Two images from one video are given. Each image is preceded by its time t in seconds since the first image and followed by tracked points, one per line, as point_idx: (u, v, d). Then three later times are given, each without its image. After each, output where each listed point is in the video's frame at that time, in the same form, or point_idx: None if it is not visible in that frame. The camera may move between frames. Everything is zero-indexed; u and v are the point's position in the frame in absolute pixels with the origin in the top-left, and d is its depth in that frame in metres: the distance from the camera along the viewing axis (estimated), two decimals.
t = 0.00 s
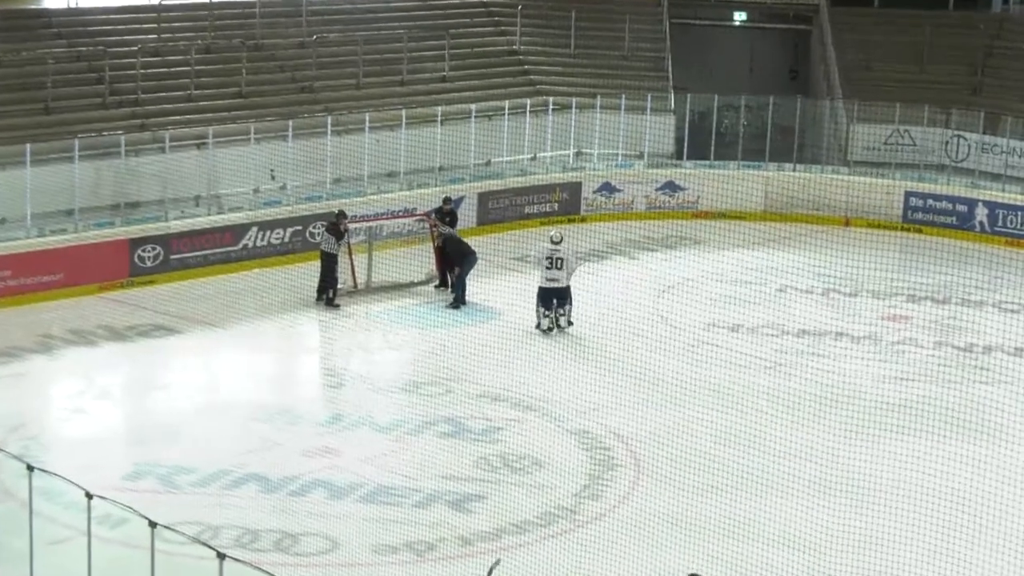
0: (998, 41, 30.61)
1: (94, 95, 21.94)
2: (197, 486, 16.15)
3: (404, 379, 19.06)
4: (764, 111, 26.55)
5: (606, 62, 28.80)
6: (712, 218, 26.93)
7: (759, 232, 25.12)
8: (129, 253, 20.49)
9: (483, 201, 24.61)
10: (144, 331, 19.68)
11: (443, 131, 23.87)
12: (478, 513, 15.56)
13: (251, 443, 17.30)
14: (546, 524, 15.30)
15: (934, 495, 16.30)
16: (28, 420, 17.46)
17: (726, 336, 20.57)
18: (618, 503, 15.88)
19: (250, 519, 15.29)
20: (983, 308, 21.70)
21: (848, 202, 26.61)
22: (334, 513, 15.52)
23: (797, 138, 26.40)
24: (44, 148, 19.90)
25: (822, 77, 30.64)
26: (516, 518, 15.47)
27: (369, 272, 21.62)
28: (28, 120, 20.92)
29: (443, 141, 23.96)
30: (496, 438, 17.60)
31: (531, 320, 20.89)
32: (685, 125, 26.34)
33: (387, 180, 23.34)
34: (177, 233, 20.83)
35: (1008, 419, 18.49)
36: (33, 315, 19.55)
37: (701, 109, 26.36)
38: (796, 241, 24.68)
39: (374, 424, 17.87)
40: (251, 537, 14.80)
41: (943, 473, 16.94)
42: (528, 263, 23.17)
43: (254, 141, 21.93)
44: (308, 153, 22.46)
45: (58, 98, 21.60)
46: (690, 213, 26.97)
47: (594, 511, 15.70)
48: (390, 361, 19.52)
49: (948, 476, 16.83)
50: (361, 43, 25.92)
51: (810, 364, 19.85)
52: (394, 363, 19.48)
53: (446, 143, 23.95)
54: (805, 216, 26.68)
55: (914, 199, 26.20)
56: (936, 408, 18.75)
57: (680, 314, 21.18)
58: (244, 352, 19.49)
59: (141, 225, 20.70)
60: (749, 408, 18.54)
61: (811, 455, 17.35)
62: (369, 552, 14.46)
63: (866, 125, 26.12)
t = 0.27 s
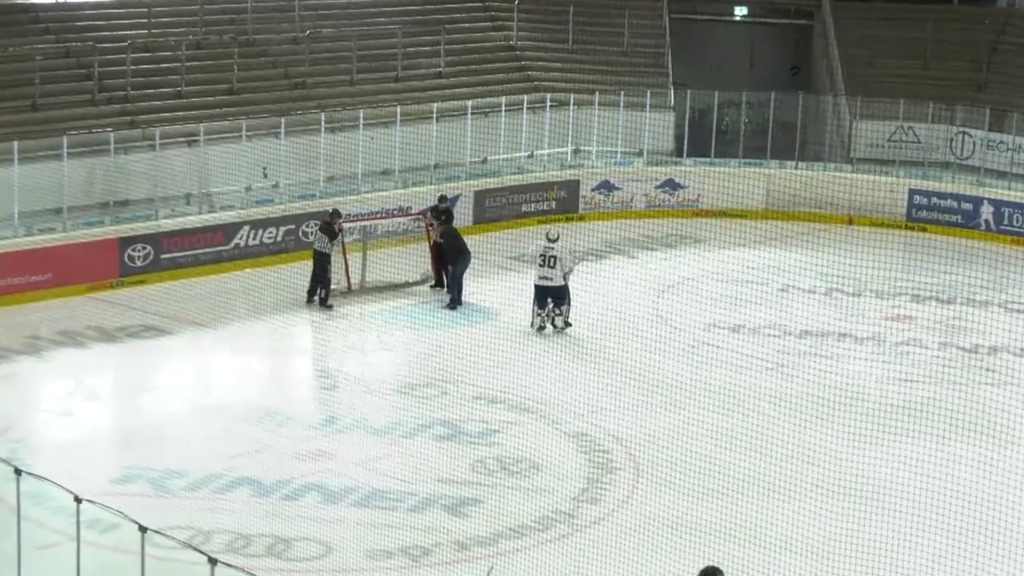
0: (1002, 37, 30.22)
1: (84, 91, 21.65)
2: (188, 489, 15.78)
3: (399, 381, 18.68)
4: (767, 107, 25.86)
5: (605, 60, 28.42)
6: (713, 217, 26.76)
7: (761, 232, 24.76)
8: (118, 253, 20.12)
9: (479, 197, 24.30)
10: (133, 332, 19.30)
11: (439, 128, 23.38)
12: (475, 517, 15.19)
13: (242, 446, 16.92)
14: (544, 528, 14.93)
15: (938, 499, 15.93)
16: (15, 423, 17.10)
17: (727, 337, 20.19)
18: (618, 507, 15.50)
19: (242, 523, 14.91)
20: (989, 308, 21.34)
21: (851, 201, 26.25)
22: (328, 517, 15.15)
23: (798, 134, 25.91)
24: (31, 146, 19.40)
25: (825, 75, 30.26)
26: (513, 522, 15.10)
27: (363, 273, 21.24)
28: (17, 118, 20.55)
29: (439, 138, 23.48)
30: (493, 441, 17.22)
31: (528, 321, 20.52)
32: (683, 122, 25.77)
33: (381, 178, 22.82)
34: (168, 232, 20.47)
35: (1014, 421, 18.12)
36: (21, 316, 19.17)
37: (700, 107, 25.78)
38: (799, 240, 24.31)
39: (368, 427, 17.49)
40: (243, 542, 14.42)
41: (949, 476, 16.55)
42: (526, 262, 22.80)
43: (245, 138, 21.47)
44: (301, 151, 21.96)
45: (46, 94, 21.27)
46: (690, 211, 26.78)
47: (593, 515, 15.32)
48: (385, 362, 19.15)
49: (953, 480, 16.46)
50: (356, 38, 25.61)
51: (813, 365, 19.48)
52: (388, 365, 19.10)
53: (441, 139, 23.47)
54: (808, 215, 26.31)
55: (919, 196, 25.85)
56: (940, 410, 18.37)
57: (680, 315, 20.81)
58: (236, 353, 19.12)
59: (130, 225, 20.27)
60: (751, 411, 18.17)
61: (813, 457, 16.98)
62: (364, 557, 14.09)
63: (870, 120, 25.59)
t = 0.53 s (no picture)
0: (1011, 35, 29.86)
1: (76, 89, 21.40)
2: (184, 495, 15.44)
3: (397, 385, 18.33)
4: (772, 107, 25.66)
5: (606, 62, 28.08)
6: (716, 217, 26.32)
7: (766, 232, 24.41)
8: (111, 253, 19.78)
9: (479, 198, 23.93)
10: (127, 335, 18.96)
11: (438, 127, 22.87)
12: (475, 523, 14.83)
13: (237, 451, 16.57)
14: (544, 535, 14.58)
15: (947, 505, 15.58)
16: (7, 427, 16.78)
17: (731, 340, 19.83)
18: (620, 514, 15.15)
19: (237, 529, 14.57)
20: (997, 310, 20.99)
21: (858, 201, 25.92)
22: (325, 523, 14.80)
23: (804, 132, 25.69)
24: (23, 145, 18.89)
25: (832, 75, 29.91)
26: (514, 528, 14.74)
27: (362, 275, 20.88)
28: (8, 118, 20.22)
29: (437, 138, 22.98)
30: (493, 445, 16.87)
31: (529, 323, 20.17)
32: (689, 120, 25.30)
33: (379, 178, 22.37)
34: (162, 232, 20.12)
35: None
36: (13, 319, 18.83)
37: (705, 105, 25.27)
38: (805, 241, 23.95)
39: (367, 431, 17.14)
40: (239, 548, 14.07)
41: (958, 482, 16.19)
42: (528, 263, 22.45)
43: (241, 137, 20.98)
44: (297, 150, 21.54)
45: (38, 92, 20.99)
46: (694, 212, 26.35)
47: (595, 521, 14.96)
48: (383, 365, 18.80)
49: (962, 485, 16.10)
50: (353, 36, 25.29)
51: (819, 369, 19.12)
52: (387, 368, 18.74)
53: (441, 139, 22.97)
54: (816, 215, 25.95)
55: (926, 197, 25.39)
56: (948, 414, 18.01)
57: (684, 318, 20.45)
58: (232, 356, 18.77)
59: (124, 225, 19.86)
60: (755, 415, 17.81)
61: (819, 463, 16.62)
62: (361, 564, 13.74)
63: (877, 120, 25.22)
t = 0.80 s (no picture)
0: (1020, 32, 29.55)
1: (70, 86, 21.29)
2: (179, 499, 15.15)
3: (396, 387, 18.03)
4: (777, 105, 25.35)
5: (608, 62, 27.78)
6: (719, 218, 25.99)
7: (772, 232, 24.10)
8: (106, 254, 19.50)
9: (479, 198, 23.60)
10: (122, 337, 18.66)
11: (437, 125, 22.54)
12: (474, 528, 14.54)
13: (232, 454, 16.28)
14: (545, 539, 14.27)
15: (954, 510, 15.27)
16: None
17: (735, 342, 19.52)
18: (622, 519, 14.84)
19: (233, 533, 14.27)
20: (1005, 312, 20.69)
21: (863, 202, 25.42)
22: (322, 527, 14.50)
23: (811, 133, 25.31)
24: (15, 145, 18.51)
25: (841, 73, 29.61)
26: (514, 533, 14.44)
27: (360, 276, 20.57)
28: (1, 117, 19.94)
29: (437, 136, 22.64)
30: (493, 449, 16.57)
31: (531, 325, 19.87)
32: (692, 119, 25.17)
33: (378, 177, 22.01)
34: (158, 233, 19.84)
35: None
36: (6, 320, 18.53)
37: (709, 103, 25.18)
38: (812, 242, 23.64)
39: (365, 435, 16.84)
40: (235, 554, 13.77)
41: (966, 487, 15.88)
42: (529, 263, 22.15)
43: (238, 136, 20.56)
44: (294, 150, 21.13)
45: (31, 89, 20.93)
46: (698, 213, 25.98)
47: (597, 526, 14.66)
48: (382, 368, 18.50)
49: (970, 490, 15.79)
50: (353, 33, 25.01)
51: (824, 372, 18.81)
52: (386, 371, 18.44)
53: (440, 137, 22.63)
54: (822, 215, 25.47)
55: (933, 197, 25.08)
56: (957, 418, 17.69)
57: (688, 319, 20.15)
58: (229, 358, 18.48)
59: (120, 225, 19.55)
60: (759, 418, 17.50)
61: (824, 467, 16.31)
62: (360, 570, 13.44)
63: (883, 120, 25.08)
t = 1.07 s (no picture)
0: None
1: (61, 82, 21.09)
2: (173, 503, 14.81)
3: (392, 390, 17.69)
4: (781, 100, 24.84)
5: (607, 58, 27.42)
6: (723, 217, 25.42)
7: (773, 232, 23.76)
8: (97, 253, 19.08)
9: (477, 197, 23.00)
10: (113, 338, 18.32)
11: (434, 122, 22.23)
12: (473, 533, 14.19)
13: (225, 457, 15.93)
14: (544, 544, 13.93)
15: (963, 514, 14.91)
16: None
17: (737, 343, 19.17)
18: (624, 523, 14.50)
19: (226, 538, 13.93)
20: (1013, 312, 20.34)
21: (867, 199, 25.16)
22: (318, 532, 14.16)
23: (813, 129, 24.87)
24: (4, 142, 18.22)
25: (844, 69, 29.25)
26: (512, 537, 14.10)
27: (357, 276, 20.18)
28: None
29: (434, 133, 22.32)
30: (491, 452, 16.22)
31: (530, 325, 19.52)
32: (694, 117, 24.65)
33: (374, 175, 21.63)
34: (150, 232, 19.41)
35: None
36: None
37: (712, 100, 24.66)
38: (815, 241, 23.29)
39: (361, 437, 16.50)
40: (229, 559, 13.44)
41: (974, 491, 15.53)
42: (528, 263, 21.80)
43: (231, 133, 20.20)
44: (288, 147, 20.79)
45: (22, 86, 20.75)
46: (699, 212, 25.27)
47: (597, 530, 14.32)
48: (378, 370, 18.15)
49: (979, 494, 15.44)
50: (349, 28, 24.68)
51: (828, 373, 18.45)
52: (383, 373, 18.08)
53: (436, 136, 22.31)
54: (830, 215, 25.07)
55: (939, 195, 24.77)
56: (963, 420, 17.34)
57: (689, 320, 19.80)
58: (223, 360, 18.13)
59: (111, 225, 19.18)
60: (762, 420, 17.15)
61: (829, 470, 15.95)
62: None
63: (892, 116, 24.61)
